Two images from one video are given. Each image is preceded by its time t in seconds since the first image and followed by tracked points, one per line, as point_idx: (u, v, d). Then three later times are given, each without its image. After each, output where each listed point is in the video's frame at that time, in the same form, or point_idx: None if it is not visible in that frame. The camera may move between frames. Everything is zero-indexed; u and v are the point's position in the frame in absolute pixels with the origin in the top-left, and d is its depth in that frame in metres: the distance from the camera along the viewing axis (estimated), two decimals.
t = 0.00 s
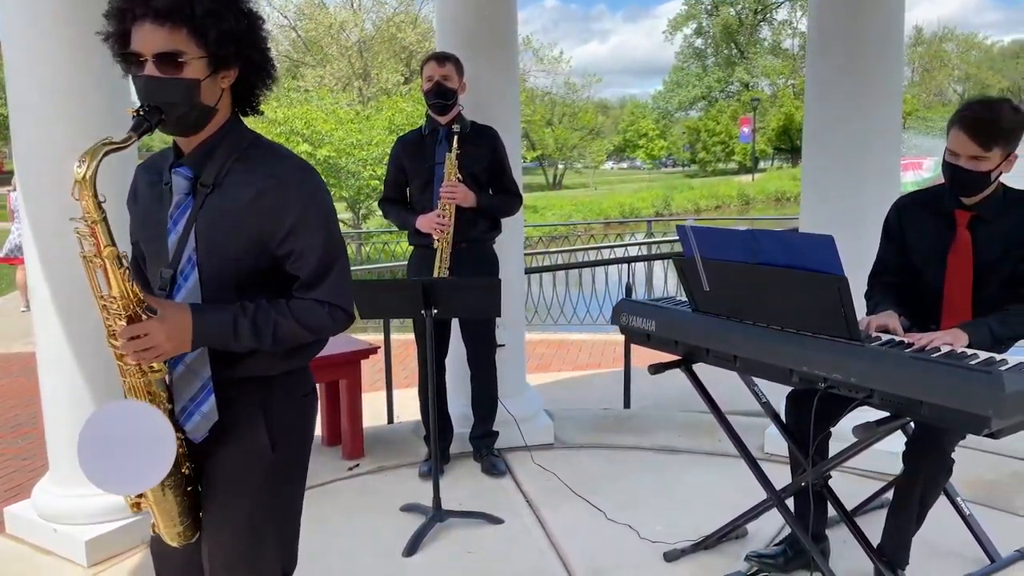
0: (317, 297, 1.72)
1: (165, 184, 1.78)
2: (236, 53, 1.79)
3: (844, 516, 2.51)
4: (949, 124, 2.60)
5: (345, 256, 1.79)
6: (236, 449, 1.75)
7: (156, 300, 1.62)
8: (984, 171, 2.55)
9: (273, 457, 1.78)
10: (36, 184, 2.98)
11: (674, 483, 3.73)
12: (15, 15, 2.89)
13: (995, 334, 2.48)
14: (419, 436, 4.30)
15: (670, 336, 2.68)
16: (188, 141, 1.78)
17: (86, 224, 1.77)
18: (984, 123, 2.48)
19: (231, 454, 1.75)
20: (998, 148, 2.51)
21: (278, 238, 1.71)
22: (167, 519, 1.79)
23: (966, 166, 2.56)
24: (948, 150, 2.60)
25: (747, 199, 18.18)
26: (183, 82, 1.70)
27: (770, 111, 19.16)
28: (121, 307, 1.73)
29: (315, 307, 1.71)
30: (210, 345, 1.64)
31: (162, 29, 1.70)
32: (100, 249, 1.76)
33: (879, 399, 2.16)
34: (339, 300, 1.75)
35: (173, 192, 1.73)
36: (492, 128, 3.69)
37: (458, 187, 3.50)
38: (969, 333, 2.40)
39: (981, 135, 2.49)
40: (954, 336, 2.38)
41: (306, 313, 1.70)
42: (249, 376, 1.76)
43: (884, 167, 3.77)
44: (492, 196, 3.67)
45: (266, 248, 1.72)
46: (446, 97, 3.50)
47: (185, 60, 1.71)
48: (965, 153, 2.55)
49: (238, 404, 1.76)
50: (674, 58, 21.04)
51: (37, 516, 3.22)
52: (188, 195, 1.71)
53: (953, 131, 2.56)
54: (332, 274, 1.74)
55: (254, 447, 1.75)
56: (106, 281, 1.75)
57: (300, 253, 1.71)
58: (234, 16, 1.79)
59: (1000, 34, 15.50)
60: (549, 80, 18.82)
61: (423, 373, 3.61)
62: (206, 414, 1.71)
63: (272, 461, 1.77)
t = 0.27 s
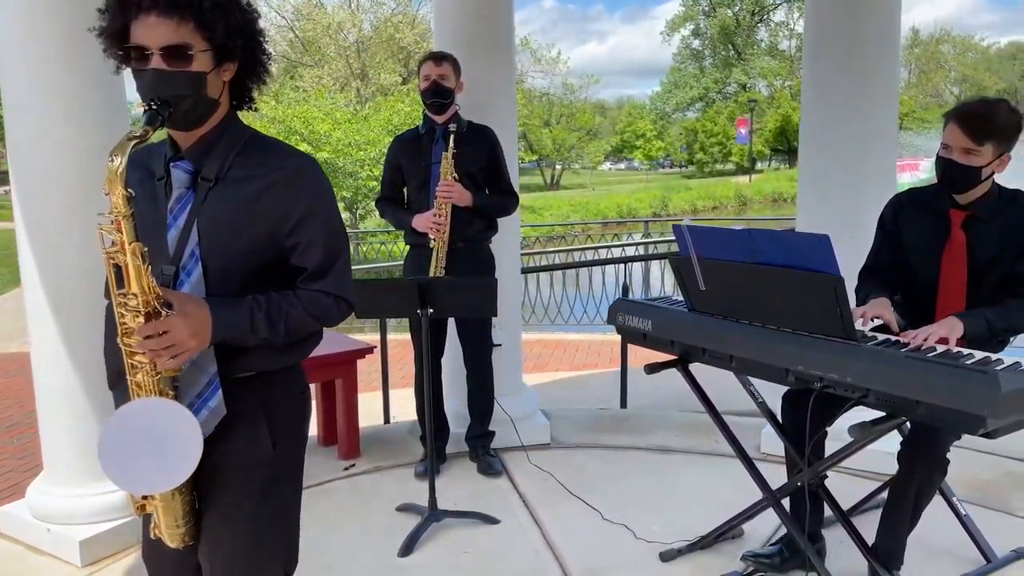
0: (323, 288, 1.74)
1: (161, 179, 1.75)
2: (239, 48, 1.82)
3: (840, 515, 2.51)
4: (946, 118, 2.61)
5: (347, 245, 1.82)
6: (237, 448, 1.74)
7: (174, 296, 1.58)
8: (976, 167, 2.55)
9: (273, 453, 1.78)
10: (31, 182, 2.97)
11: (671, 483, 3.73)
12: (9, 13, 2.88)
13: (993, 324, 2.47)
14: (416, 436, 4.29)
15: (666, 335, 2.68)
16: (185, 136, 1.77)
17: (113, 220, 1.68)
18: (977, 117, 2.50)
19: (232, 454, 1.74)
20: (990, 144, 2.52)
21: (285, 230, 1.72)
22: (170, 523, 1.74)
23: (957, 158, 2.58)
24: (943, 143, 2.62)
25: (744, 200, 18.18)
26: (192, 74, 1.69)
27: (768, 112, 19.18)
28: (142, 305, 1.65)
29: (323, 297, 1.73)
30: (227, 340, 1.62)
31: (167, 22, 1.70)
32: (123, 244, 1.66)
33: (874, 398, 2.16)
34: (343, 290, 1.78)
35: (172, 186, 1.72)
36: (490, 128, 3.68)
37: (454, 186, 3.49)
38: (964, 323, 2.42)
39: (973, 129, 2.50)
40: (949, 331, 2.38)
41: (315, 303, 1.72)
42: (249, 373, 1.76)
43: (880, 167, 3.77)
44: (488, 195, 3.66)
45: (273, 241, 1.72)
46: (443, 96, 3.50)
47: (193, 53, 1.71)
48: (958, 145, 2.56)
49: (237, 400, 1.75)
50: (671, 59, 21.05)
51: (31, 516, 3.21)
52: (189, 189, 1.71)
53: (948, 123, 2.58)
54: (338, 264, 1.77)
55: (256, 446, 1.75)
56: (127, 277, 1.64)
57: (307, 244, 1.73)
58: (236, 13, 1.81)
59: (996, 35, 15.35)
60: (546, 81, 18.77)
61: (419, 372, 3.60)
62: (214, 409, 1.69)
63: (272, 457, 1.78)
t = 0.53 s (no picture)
0: (321, 284, 1.72)
1: (162, 172, 1.75)
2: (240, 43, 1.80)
3: (840, 518, 2.50)
4: (941, 120, 2.63)
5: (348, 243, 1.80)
6: (237, 450, 1.73)
7: (167, 286, 1.57)
8: (969, 168, 2.55)
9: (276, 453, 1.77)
10: (27, 183, 2.96)
11: (670, 486, 3.72)
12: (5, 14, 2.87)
13: (986, 327, 2.46)
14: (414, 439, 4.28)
15: (666, 337, 2.67)
16: (186, 129, 1.76)
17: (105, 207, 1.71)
18: (970, 117, 2.51)
19: (232, 455, 1.73)
20: (984, 144, 2.52)
21: (285, 224, 1.70)
22: (163, 521, 1.73)
23: (951, 159, 2.58)
24: (938, 144, 2.62)
25: (743, 203, 18.20)
26: (192, 66, 1.68)
27: (766, 115, 19.20)
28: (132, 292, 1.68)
29: (320, 293, 1.71)
30: (218, 331, 1.60)
31: (170, 14, 1.69)
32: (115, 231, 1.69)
33: (874, 401, 2.15)
34: (342, 288, 1.75)
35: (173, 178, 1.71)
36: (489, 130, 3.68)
37: (452, 188, 3.48)
38: (959, 325, 2.41)
39: (968, 129, 2.51)
40: (946, 333, 2.38)
41: (312, 298, 1.69)
42: (251, 372, 1.75)
43: (878, 169, 3.77)
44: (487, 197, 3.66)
45: (272, 235, 1.71)
46: (443, 98, 3.49)
47: (193, 45, 1.70)
48: (952, 146, 2.56)
49: (240, 401, 1.74)
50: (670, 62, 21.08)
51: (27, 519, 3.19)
52: (189, 182, 1.69)
53: (943, 125, 2.59)
54: (337, 260, 1.75)
55: (258, 446, 1.74)
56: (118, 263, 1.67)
57: (306, 238, 1.71)
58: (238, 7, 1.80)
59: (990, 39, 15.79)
60: (545, 84, 18.77)
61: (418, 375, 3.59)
62: (207, 407, 1.68)
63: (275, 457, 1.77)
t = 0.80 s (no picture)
0: (311, 287, 1.70)
1: (162, 177, 1.77)
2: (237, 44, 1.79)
3: (841, 526, 2.50)
4: (936, 129, 2.63)
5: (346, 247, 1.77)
6: (238, 457, 1.73)
7: (151, 283, 1.60)
8: (965, 176, 2.56)
9: (277, 462, 1.77)
10: (27, 191, 2.96)
11: (670, 493, 3.71)
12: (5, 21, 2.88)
13: (987, 340, 2.46)
14: (414, 445, 4.28)
15: (666, 343, 2.66)
16: (185, 133, 1.77)
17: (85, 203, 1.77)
18: (965, 125, 2.51)
19: (233, 463, 1.73)
20: (979, 153, 2.52)
21: (278, 228, 1.69)
22: (156, 526, 1.74)
23: (947, 168, 2.58)
24: (933, 153, 2.63)
25: (742, 208, 18.20)
26: (187, 70, 1.69)
27: (764, 121, 19.24)
28: (114, 291, 1.73)
29: (310, 296, 1.68)
30: (199, 332, 1.60)
31: (167, 19, 1.70)
32: (95, 230, 1.75)
33: (876, 409, 2.15)
34: (336, 291, 1.72)
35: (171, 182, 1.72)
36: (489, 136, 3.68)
37: (453, 195, 3.48)
38: (960, 341, 2.39)
39: (963, 137, 2.51)
40: (947, 343, 2.37)
41: (301, 302, 1.67)
42: (252, 381, 1.75)
43: (876, 175, 3.78)
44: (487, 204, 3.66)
45: (267, 237, 1.70)
46: (443, 105, 3.49)
47: (188, 49, 1.70)
48: (947, 155, 2.57)
49: (241, 410, 1.74)
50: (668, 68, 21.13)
51: (25, 528, 3.18)
52: (187, 185, 1.70)
53: (938, 134, 2.60)
54: (331, 262, 1.73)
55: (258, 454, 1.74)
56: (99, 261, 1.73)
57: (299, 241, 1.70)
58: (236, 9, 1.80)
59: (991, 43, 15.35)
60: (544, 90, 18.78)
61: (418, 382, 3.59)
62: (193, 412, 1.68)
63: (276, 466, 1.76)
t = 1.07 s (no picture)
0: (292, 297, 1.68)
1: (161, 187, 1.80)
2: (224, 50, 1.77)
3: (843, 533, 2.50)
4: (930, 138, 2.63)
5: (332, 257, 1.75)
6: (236, 464, 1.73)
7: (133, 295, 1.63)
8: (958, 187, 2.56)
9: (279, 471, 1.76)
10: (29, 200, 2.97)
11: (671, 500, 3.71)
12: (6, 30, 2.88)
13: (989, 348, 2.46)
14: (415, 452, 4.27)
15: (668, 351, 2.66)
16: (181, 142, 1.78)
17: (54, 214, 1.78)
18: (957, 138, 2.50)
19: (232, 470, 1.73)
20: (973, 164, 2.52)
21: (264, 237, 1.68)
22: (158, 532, 1.75)
23: (941, 180, 2.58)
24: (926, 165, 2.63)
25: (742, 215, 18.23)
26: (172, 81, 1.69)
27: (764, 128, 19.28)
28: (96, 299, 1.77)
29: (292, 305, 1.66)
30: (178, 341, 1.60)
31: (151, 28, 1.69)
32: (71, 241, 1.77)
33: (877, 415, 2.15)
34: (320, 301, 1.70)
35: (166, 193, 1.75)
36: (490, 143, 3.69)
37: (454, 202, 3.49)
38: (963, 349, 2.39)
39: (956, 149, 2.50)
40: (950, 350, 2.37)
41: (282, 312, 1.65)
42: (252, 389, 1.75)
43: (875, 182, 3.78)
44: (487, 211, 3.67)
45: (255, 245, 1.69)
46: (443, 113, 3.50)
47: (173, 59, 1.70)
48: (940, 166, 2.57)
49: (243, 419, 1.74)
50: (668, 75, 21.18)
51: (25, 536, 3.17)
52: (180, 196, 1.72)
53: (932, 144, 2.60)
54: (315, 272, 1.71)
55: (255, 461, 1.73)
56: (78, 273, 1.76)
57: (285, 250, 1.69)
58: (223, 13, 1.77)
59: (989, 52, 15.64)
60: (544, 97, 18.77)
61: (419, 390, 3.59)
62: (189, 419, 1.69)
63: (278, 474, 1.76)
